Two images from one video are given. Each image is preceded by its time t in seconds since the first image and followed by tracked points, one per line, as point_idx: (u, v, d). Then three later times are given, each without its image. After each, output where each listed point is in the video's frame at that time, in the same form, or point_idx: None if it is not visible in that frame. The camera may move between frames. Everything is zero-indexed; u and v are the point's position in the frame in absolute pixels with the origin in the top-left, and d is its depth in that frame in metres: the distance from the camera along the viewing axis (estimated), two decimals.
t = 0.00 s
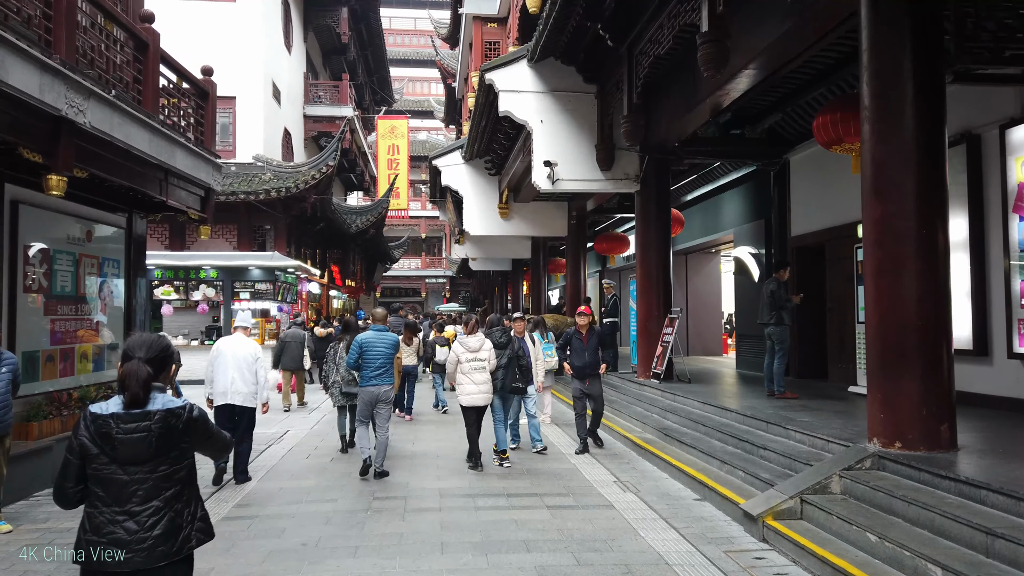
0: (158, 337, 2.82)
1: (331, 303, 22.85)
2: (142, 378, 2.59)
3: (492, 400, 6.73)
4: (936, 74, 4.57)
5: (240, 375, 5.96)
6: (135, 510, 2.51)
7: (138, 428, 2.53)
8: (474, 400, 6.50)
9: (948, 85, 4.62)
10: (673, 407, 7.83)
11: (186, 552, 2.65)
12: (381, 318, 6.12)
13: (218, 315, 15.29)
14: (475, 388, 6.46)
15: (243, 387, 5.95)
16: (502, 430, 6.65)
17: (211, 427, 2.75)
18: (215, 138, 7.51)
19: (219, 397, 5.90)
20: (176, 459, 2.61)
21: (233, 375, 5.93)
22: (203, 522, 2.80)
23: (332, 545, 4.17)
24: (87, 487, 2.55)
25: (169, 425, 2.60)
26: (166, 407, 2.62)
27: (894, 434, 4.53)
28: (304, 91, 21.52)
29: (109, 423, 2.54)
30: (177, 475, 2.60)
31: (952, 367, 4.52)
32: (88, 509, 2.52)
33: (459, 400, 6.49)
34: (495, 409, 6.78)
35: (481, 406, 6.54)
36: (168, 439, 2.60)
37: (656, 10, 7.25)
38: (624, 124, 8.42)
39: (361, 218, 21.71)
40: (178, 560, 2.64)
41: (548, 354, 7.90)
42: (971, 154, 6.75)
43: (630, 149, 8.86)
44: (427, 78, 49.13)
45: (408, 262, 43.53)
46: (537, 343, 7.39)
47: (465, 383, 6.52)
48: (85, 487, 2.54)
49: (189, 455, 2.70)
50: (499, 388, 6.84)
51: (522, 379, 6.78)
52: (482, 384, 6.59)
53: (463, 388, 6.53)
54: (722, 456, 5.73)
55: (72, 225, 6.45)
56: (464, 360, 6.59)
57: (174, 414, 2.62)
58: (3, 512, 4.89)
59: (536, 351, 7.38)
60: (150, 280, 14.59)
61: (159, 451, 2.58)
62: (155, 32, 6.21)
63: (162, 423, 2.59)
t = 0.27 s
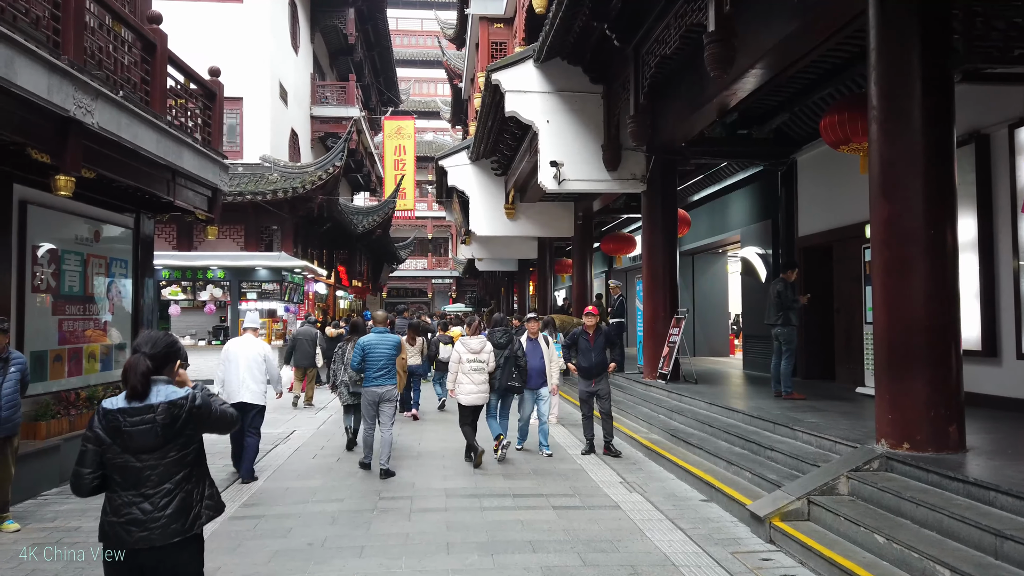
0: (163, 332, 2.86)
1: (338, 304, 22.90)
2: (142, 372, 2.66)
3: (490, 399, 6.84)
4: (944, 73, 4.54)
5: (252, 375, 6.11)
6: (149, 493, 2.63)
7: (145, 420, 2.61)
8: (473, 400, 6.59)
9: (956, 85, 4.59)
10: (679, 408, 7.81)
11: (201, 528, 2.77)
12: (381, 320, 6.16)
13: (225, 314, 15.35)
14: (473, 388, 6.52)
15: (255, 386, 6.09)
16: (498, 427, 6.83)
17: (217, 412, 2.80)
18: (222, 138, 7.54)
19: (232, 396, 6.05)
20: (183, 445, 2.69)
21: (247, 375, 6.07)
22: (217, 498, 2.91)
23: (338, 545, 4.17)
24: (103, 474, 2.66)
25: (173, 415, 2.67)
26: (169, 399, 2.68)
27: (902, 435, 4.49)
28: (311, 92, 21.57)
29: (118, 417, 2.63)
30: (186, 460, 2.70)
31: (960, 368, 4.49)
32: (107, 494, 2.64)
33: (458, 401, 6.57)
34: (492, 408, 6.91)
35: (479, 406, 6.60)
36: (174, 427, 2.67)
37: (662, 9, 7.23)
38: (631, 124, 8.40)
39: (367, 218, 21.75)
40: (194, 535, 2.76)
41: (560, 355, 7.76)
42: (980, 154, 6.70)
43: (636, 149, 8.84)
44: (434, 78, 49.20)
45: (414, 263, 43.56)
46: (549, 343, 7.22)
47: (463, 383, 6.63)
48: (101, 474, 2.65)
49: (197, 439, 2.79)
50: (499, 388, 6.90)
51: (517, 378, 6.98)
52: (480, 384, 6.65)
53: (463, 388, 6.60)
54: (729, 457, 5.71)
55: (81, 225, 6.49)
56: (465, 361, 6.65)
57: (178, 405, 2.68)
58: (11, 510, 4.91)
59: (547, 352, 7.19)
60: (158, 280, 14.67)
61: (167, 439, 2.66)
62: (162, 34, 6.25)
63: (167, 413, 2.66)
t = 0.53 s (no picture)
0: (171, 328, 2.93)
1: (342, 304, 22.92)
2: (152, 361, 2.74)
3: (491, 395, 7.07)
4: (950, 71, 4.51)
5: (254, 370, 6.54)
6: (160, 475, 2.64)
7: (154, 406, 2.65)
8: (472, 395, 6.82)
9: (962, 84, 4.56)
10: (684, 408, 7.78)
11: (209, 510, 2.79)
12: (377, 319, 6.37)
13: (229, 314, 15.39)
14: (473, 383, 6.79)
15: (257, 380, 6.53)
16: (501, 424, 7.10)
17: (220, 402, 2.88)
18: (227, 139, 7.56)
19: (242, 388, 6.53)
20: (192, 429, 2.72)
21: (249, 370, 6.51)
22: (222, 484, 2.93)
23: (342, 544, 4.17)
24: (113, 459, 2.67)
25: (182, 402, 2.71)
26: (178, 388, 2.74)
27: (908, 435, 4.46)
28: (316, 92, 21.61)
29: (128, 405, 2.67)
30: (195, 445, 2.73)
31: (966, 368, 4.46)
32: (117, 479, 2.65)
33: (459, 396, 6.83)
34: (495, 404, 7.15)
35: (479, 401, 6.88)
36: (183, 413, 2.71)
37: (667, 8, 7.20)
38: (635, 123, 8.37)
39: (372, 218, 21.79)
40: (203, 518, 2.77)
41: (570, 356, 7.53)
42: (987, 153, 6.65)
43: (641, 148, 8.81)
44: (438, 78, 49.22)
45: (419, 262, 43.59)
46: (558, 342, 7.04)
47: (465, 379, 6.87)
48: (111, 459, 2.67)
49: (203, 426, 2.82)
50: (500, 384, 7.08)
51: (514, 375, 7.03)
52: (480, 380, 6.91)
53: (463, 383, 6.86)
54: (734, 457, 5.70)
55: (85, 224, 6.51)
56: (464, 357, 6.89)
57: (186, 393, 2.73)
58: (17, 509, 4.92)
59: (557, 352, 6.96)
60: (163, 280, 14.72)
61: (177, 424, 2.69)
62: (166, 33, 6.26)
63: (175, 401, 2.70)
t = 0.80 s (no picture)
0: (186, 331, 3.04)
1: (346, 303, 22.96)
2: (171, 365, 2.84)
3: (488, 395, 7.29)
4: (954, 70, 4.49)
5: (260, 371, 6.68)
6: (176, 471, 2.77)
7: (173, 407, 2.77)
8: (470, 396, 7.12)
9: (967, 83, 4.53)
10: (687, 408, 7.76)
11: (218, 503, 2.93)
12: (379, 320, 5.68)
13: (233, 314, 15.44)
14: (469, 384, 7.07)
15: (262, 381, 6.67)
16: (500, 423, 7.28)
17: (232, 402, 3.01)
18: (230, 139, 7.58)
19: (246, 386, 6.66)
20: (207, 429, 2.86)
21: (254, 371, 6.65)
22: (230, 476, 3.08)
23: (344, 544, 4.17)
24: (129, 456, 2.80)
25: (198, 404, 2.84)
26: (195, 392, 2.86)
27: (912, 436, 4.44)
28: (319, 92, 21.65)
29: (147, 405, 2.79)
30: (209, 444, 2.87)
31: (971, 369, 4.43)
32: (133, 474, 2.78)
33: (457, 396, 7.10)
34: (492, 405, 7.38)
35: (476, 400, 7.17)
36: (199, 415, 2.85)
37: (670, 7, 7.18)
38: (638, 123, 8.36)
39: (376, 218, 21.81)
40: (213, 511, 2.92)
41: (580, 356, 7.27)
42: (992, 152, 6.62)
43: (644, 147, 8.79)
44: (442, 78, 49.23)
45: (422, 262, 43.60)
46: (563, 345, 6.84)
47: (461, 381, 7.13)
48: (127, 456, 2.80)
49: (215, 424, 2.96)
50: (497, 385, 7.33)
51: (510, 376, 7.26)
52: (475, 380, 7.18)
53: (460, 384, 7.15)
54: (737, 457, 5.68)
55: (89, 224, 6.53)
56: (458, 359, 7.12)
57: (202, 395, 2.86)
58: (20, 509, 4.94)
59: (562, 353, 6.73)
60: (167, 280, 14.78)
61: (192, 424, 2.82)
62: (170, 34, 6.28)
63: (191, 404, 2.83)
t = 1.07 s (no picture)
0: (196, 329, 3.39)
1: (350, 304, 22.99)
2: (191, 357, 3.16)
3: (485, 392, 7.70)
4: (960, 70, 4.46)
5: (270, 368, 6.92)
6: (190, 455, 3.10)
7: (189, 395, 3.11)
8: (468, 391, 7.49)
9: (974, 83, 4.50)
10: (692, 410, 7.74)
11: (224, 488, 3.26)
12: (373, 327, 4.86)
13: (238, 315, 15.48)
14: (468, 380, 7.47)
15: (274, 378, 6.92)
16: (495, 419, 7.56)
17: (236, 394, 3.37)
18: (234, 139, 7.59)
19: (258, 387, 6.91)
20: (217, 418, 3.20)
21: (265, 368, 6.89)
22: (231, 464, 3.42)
23: (349, 547, 4.16)
24: (142, 443, 3.10)
25: (210, 394, 3.19)
26: (208, 382, 3.21)
27: (918, 439, 4.42)
28: (324, 92, 21.67)
29: (163, 394, 3.11)
30: (219, 431, 3.21)
31: (977, 371, 4.41)
32: (147, 459, 3.07)
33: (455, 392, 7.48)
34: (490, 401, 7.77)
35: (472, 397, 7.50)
36: (211, 402, 3.19)
37: (675, 8, 7.15)
38: (642, 124, 8.34)
39: (380, 218, 21.83)
40: (219, 495, 3.23)
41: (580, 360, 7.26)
42: (999, 152, 6.57)
43: (649, 148, 8.77)
44: (446, 78, 49.27)
45: (427, 263, 43.61)
46: (566, 346, 6.77)
47: (459, 377, 7.53)
48: (141, 443, 3.09)
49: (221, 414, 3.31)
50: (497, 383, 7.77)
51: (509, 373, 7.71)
52: (473, 377, 7.57)
53: (458, 381, 7.55)
54: (742, 459, 5.67)
55: (94, 226, 6.55)
56: (457, 357, 7.59)
57: (214, 385, 3.21)
58: (26, 510, 4.95)
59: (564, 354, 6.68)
60: (172, 281, 14.83)
61: (204, 413, 3.16)
62: (174, 35, 6.30)
63: (205, 393, 3.17)
